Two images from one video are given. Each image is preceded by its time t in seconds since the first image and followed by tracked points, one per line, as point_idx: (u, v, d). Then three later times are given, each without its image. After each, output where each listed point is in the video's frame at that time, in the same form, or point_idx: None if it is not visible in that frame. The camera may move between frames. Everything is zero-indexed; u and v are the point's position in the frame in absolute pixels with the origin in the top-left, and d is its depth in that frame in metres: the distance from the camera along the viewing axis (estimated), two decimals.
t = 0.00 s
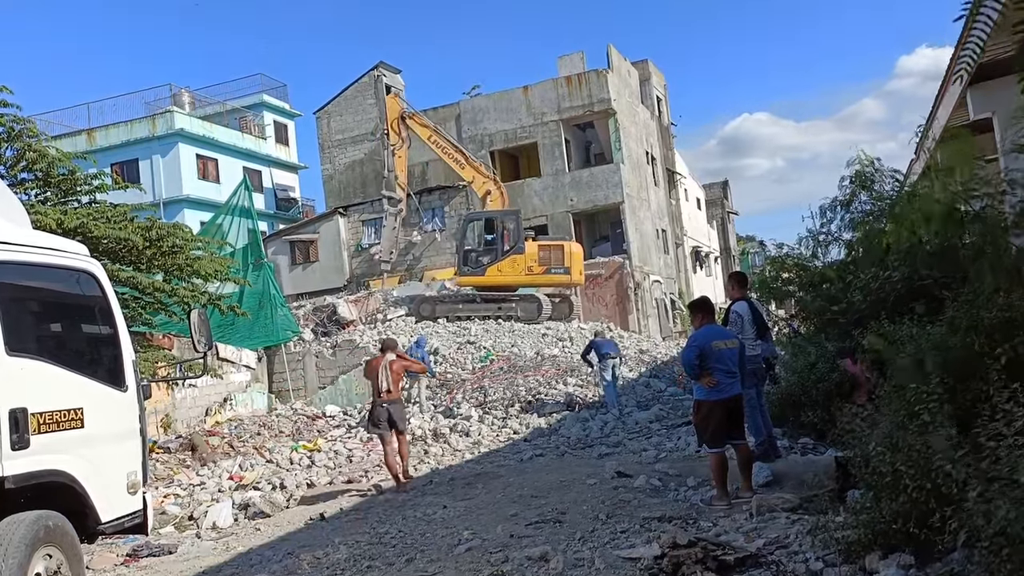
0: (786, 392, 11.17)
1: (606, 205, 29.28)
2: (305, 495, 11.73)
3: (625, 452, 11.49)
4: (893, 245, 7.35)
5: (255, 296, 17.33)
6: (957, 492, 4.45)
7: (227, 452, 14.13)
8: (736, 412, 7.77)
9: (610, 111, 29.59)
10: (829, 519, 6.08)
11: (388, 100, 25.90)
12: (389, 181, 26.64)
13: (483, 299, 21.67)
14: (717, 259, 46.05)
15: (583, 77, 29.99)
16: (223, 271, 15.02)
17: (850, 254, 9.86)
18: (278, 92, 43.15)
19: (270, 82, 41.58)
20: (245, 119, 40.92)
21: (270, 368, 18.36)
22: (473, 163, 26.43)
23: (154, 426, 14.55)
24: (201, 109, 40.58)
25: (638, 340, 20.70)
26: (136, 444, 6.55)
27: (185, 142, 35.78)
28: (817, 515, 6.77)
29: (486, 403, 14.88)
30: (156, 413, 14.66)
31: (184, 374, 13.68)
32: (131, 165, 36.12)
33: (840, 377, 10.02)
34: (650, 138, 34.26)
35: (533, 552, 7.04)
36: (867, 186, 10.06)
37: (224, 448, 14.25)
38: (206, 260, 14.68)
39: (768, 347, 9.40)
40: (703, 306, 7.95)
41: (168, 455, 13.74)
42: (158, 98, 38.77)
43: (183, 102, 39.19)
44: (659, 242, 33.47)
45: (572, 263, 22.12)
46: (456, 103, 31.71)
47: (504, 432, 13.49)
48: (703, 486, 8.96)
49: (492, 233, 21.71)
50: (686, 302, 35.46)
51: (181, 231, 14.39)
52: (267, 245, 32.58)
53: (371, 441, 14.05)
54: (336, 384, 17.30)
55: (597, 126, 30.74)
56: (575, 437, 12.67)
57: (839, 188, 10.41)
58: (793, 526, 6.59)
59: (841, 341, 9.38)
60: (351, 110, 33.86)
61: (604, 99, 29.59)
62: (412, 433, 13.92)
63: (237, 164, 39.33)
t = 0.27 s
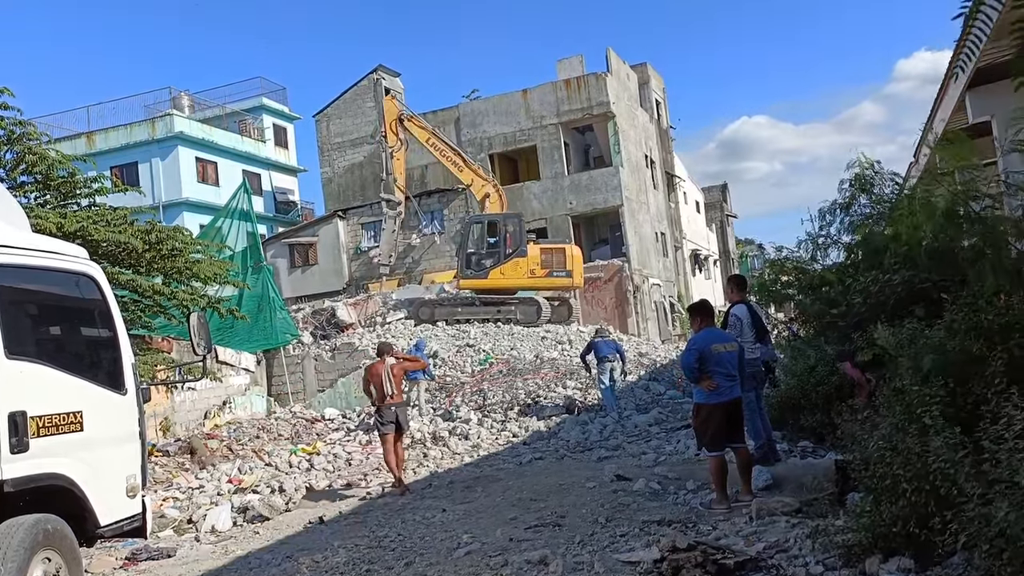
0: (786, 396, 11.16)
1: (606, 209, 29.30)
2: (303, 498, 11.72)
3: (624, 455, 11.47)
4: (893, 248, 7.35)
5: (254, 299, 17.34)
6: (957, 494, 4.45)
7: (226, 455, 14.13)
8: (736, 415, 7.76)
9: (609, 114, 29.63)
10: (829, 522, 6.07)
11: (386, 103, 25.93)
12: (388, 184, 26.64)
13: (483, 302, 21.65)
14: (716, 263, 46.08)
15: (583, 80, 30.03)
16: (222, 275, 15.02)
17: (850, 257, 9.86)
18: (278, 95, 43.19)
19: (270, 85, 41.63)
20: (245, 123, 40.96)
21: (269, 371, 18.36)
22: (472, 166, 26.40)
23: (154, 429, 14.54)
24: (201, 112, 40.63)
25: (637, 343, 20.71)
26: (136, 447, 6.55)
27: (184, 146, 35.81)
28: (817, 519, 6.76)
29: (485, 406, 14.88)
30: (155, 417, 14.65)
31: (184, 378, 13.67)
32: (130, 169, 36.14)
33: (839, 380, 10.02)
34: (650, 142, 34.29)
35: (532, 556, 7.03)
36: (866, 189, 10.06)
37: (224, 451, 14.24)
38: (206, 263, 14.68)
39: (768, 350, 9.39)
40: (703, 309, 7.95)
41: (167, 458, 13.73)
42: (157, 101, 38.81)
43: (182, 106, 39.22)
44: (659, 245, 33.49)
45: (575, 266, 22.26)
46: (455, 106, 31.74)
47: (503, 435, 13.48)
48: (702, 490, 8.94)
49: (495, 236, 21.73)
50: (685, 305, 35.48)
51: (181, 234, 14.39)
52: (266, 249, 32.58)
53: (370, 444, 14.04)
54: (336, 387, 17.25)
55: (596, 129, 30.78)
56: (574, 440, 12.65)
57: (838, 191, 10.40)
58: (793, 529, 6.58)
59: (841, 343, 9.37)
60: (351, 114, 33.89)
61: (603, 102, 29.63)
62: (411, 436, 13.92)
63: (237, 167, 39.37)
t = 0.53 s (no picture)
0: (786, 399, 11.15)
1: (606, 212, 29.31)
2: (304, 502, 11.72)
3: (625, 459, 11.46)
4: (894, 251, 7.34)
5: (254, 302, 17.37)
6: (960, 497, 4.44)
7: (226, 458, 14.13)
8: (737, 419, 7.74)
9: (609, 117, 29.65)
10: (830, 527, 6.05)
11: (387, 106, 25.96)
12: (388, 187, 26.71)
13: (484, 305, 21.67)
14: (717, 265, 46.06)
15: (583, 83, 30.05)
16: (223, 278, 15.02)
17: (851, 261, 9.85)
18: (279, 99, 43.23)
19: (271, 89, 41.68)
20: (245, 126, 41.01)
21: (270, 375, 18.36)
22: (472, 168, 26.36)
23: (154, 432, 14.54)
24: (202, 116, 40.66)
25: (637, 347, 20.71)
26: (137, 450, 6.55)
27: (185, 149, 35.85)
28: (818, 523, 6.74)
29: (486, 410, 14.88)
30: (156, 420, 14.66)
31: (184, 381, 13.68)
32: (131, 172, 36.18)
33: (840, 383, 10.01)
34: (650, 145, 34.29)
35: (533, 560, 7.02)
36: (867, 193, 10.06)
37: (224, 455, 14.25)
38: (207, 266, 14.68)
39: (769, 353, 9.38)
40: (704, 312, 7.94)
41: (168, 461, 13.73)
42: (158, 105, 38.86)
43: (183, 109, 39.27)
44: (660, 248, 33.49)
45: (577, 271, 22.27)
46: (455, 110, 31.77)
47: (503, 439, 13.47)
48: (703, 493, 8.92)
49: (497, 239, 21.70)
50: (686, 308, 35.47)
51: (182, 237, 14.40)
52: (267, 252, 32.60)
53: (371, 448, 14.04)
54: (336, 391, 17.22)
55: (597, 132, 30.79)
56: (574, 444, 12.64)
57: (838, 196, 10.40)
58: (794, 533, 6.57)
59: (842, 346, 9.36)
60: (352, 117, 33.91)
61: (604, 106, 29.65)
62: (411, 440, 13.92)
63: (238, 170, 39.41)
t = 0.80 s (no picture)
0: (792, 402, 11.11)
1: (610, 215, 29.31)
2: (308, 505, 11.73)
3: (629, 463, 11.44)
4: (899, 253, 7.32)
5: (259, 306, 17.40)
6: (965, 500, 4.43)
7: (231, 462, 14.15)
8: (743, 422, 7.72)
9: (613, 121, 29.66)
10: (835, 530, 6.02)
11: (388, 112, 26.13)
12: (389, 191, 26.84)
13: (488, 309, 21.76)
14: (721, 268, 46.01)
15: (587, 87, 30.07)
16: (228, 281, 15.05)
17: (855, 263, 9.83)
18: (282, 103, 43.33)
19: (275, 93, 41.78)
20: (250, 131, 41.11)
21: (274, 378, 18.38)
22: (475, 172, 26.37)
23: (159, 436, 14.57)
24: (206, 120, 40.78)
25: (641, 350, 20.68)
26: (142, 454, 6.56)
27: (190, 154, 35.95)
28: (823, 526, 6.72)
29: (490, 413, 14.87)
30: (161, 424, 14.68)
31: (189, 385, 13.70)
32: (136, 177, 36.29)
33: (845, 386, 9.98)
34: (654, 148, 34.28)
35: (537, 564, 7.01)
36: (871, 196, 10.03)
37: (229, 458, 14.26)
38: (211, 270, 14.71)
39: (774, 357, 9.34)
40: (708, 316, 7.92)
41: (173, 465, 13.75)
42: (163, 110, 38.98)
43: (188, 114, 39.38)
44: (664, 251, 33.47)
45: (581, 275, 22.26)
46: (459, 114, 31.81)
47: (507, 443, 13.46)
48: (708, 497, 8.90)
49: (501, 242, 21.65)
50: (690, 311, 35.43)
51: (187, 242, 14.43)
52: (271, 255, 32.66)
53: (375, 452, 14.04)
54: (340, 395, 17.22)
55: (600, 136, 30.80)
56: (579, 448, 12.62)
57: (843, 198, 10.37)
58: (800, 537, 6.54)
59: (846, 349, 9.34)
60: (356, 121, 33.96)
61: (607, 109, 29.66)
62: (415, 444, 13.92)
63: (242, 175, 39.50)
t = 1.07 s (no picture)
0: (797, 405, 11.09)
1: (614, 218, 29.31)
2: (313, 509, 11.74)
3: (634, 466, 11.42)
4: (905, 256, 7.30)
5: (264, 310, 17.43)
6: (974, 502, 4.42)
7: (236, 466, 14.17)
8: (748, 425, 7.70)
9: (617, 124, 29.68)
10: (842, 534, 6.00)
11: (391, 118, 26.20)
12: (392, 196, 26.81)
13: (492, 312, 21.74)
14: (725, 271, 45.95)
15: (591, 90, 30.09)
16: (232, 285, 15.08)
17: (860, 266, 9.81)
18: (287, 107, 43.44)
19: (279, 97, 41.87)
20: (254, 134, 41.21)
21: (279, 382, 18.40)
22: (478, 176, 26.35)
23: (164, 440, 14.60)
24: (211, 124, 40.89)
25: (646, 353, 20.66)
26: (148, 457, 6.57)
27: (195, 158, 36.05)
28: (829, 530, 6.70)
29: (495, 417, 14.86)
30: (166, 427, 14.70)
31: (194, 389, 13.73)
32: (141, 181, 36.40)
33: (851, 389, 9.95)
34: (658, 151, 34.27)
35: (542, 568, 7.00)
36: (876, 199, 10.02)
37: (234, 462, 14.28)
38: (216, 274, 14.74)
39: (779, 360, 9.35)
40: (713, 319, 7.91)
41: (178, 469, 13.77)
42: (168, 114, 39.10)
43: (193, 118, 39.50)
44: (668, 254, 33.45)
45: (584, 277, 22.23)
46: (463, 117, 31.85)
47: (512, 446, 13.46)
48: (714, 500, 8.87)
49: (505, 246, 21.71)
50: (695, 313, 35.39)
51: (192, 246, 14.46)
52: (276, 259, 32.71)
53: (380, 455, 14.04)
54: (345, 398, 17.23)
55: (604, 139, 30.82)
56: (584, 451, 12.61)
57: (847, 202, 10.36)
58: (806, 540, 6.51)
59: (852, 351, 9.32)
60: (360, 125, 34.01)
61: (612, 113, 29.68)
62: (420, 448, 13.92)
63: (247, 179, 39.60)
